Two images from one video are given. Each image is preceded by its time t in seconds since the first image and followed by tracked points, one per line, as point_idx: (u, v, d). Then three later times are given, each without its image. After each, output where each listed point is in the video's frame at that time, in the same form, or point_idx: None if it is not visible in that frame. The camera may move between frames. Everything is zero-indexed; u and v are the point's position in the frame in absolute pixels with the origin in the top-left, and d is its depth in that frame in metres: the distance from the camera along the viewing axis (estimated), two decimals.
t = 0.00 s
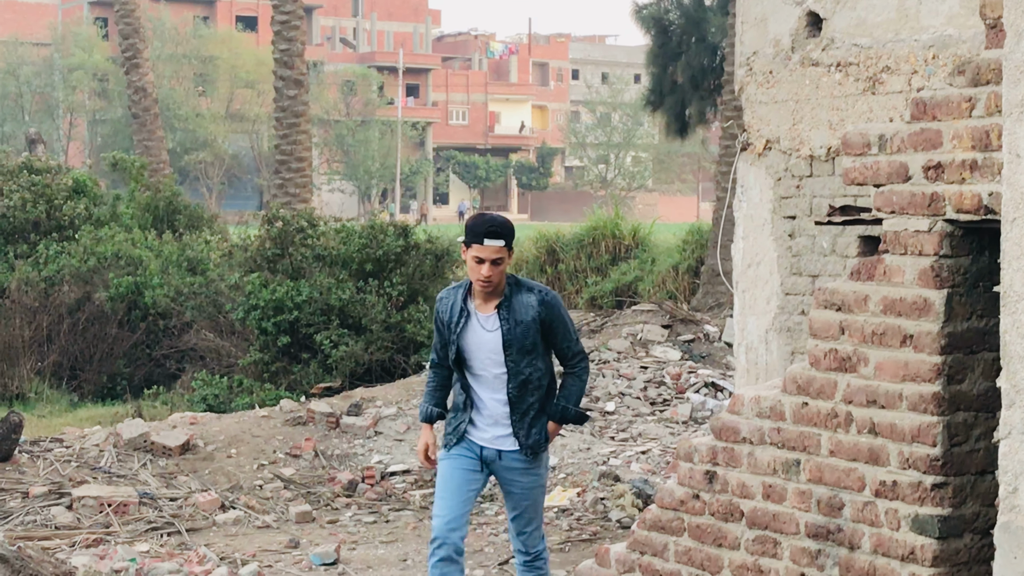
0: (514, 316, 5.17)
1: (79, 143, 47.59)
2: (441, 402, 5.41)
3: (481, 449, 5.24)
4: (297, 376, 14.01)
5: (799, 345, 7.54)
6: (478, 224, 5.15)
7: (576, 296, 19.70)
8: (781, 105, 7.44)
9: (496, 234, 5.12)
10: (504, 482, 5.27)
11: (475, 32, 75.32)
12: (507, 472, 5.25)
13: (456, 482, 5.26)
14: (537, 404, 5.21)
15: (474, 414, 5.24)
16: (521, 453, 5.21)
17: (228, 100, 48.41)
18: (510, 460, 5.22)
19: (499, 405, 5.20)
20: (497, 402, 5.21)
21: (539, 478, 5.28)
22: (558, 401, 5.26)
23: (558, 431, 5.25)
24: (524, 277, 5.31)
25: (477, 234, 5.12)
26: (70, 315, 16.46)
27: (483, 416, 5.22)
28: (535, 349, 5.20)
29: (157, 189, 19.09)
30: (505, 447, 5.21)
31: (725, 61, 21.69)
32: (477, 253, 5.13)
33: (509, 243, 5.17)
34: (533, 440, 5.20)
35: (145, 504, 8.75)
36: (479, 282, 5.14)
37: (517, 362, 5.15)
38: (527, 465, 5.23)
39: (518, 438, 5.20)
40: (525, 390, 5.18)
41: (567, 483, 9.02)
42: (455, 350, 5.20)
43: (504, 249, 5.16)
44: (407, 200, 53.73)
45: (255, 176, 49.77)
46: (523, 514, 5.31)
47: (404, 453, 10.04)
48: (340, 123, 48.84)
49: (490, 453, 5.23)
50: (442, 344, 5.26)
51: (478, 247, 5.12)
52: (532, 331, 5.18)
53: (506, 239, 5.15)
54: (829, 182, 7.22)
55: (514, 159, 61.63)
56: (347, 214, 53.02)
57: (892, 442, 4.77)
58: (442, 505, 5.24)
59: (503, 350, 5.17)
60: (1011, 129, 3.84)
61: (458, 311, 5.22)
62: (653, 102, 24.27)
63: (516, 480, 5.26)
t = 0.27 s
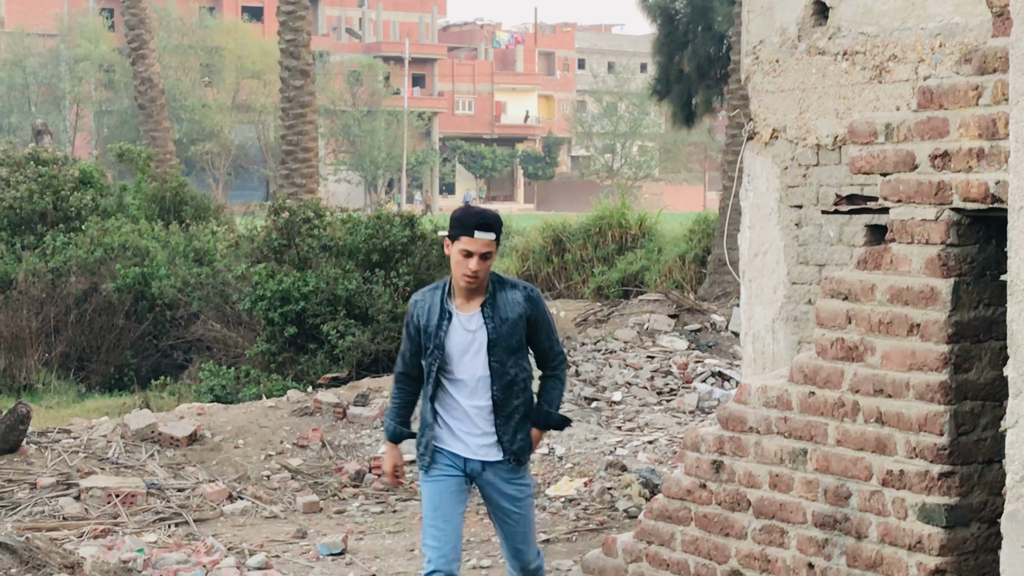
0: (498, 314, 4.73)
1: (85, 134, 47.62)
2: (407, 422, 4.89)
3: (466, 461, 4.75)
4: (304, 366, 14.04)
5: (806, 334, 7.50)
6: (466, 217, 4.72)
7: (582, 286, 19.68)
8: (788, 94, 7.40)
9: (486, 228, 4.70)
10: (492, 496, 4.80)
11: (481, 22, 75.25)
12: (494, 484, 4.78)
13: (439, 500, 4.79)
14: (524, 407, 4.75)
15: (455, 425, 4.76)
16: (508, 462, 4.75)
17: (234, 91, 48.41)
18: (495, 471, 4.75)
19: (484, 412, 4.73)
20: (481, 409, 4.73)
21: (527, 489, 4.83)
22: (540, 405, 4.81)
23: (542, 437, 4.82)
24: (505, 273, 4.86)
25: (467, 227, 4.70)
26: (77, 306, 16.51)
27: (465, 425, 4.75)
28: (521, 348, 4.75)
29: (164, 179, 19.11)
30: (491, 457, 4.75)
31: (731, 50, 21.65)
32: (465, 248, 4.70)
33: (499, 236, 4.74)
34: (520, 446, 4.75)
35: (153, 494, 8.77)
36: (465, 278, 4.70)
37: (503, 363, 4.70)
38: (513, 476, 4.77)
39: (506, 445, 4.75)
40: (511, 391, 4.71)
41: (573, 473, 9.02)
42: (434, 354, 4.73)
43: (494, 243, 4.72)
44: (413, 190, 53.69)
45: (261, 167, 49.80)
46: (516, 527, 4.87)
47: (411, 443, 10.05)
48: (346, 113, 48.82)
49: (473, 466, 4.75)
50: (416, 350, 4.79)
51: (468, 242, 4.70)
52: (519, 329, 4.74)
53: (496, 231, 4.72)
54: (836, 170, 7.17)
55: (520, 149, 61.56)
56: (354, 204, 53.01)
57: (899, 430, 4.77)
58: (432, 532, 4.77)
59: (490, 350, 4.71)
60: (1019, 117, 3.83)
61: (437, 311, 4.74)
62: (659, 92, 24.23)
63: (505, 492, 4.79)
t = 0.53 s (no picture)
0: (504, 295, 4.62)
1: (96, 131, 47.73)
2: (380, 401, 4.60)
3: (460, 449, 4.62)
4: (314, 362, 14.01)
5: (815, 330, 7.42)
6: (484, 196, 4.55)
7: (591, 282, 19.69)
8: (798, 90, 7.39)
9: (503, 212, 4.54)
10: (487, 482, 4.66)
11: (490, 18, 75.22)
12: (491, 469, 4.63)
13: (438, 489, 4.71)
14: (525, 388, 4.65)
15: (450, 408, 4.61)
16: (508, 448, 4.62)
17: (244, 87, 48.47)
18: (493, 458, 4.62)
19: (482, 397, 4.60)
20: (479, 395, 4.60)
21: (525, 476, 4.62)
22: (537, 386, 4.74)
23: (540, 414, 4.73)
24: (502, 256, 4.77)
25: (485, 206, 4.52)
26: (89, 303, 16.57)
27: (462, 410, 4.60)
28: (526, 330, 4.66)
29: (174, 176, 19.16)
30: (489, 444, 4.61)
31: (740, 46, 21.62)
32: (482, 227, 4.52)
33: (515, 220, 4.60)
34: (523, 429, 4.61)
35: (164, 490, 8.80)
36: (476, 260, 4.54)
37: (514, 345, 4.60)
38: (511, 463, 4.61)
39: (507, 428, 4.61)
40: (518, 375, 4.60)
41: (583, 469, 9.04)
42: (432, 335, 4.56)
43: (510, 226, 4.58)
44: (423, 186, 53.72)
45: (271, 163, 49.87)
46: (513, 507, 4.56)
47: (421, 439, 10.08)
48: (355, 109, 48.84)
49: (472, 452, 4.62)
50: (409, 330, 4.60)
51: (486, 221, 4.52)
52: (524, 310, 4.64)
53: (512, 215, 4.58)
54: (846, 166, 7.12)
55: (529, 145, 61.54)
56: (363, 200, 53.06)
57: (909, 426, 4.77)
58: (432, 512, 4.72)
59: (495, 332, 4.60)
60: None
61: (438, 291, 4.58)
62: (668, 87, 24.21)
63: (501, 476, 4.61)
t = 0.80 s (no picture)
0: (523, 309, 4.53)
1: (102, 130, 47.78)
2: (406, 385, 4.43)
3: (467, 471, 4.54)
4: (321, 362, 14.03)
5: (822, 330, 7.40)
6: (511, 201, 4.49)
7: (598, 281, 19.68)
8: (804, 89, 7.36)
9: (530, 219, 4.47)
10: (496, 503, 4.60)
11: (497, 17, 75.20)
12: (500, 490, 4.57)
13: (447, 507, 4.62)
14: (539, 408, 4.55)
15: (461, 423, 4.52)
16: (520, 469, 4.54)
17: (251, 87, 48.51)
18: (505, 478, 4.54)
19: (496, 414, 4.51)
20: (493, 411, 4.51)
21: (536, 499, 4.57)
22: (552, 407, 4.63)
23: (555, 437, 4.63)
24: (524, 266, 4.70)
25: (512, 211, 4.45)
26: (96, 301, 16.54)
27: (475, 426, 4.51)
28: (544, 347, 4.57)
29: (181, 175, 19.19)
30: (501, 464, 4.52)
31: (747, 45, 21.58)
32: (509, 232, 4.46)
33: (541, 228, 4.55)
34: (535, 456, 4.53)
35: (170, 490, 8.81)
36: (499, 267, 4.47)
37: (530, 362, 4.51)
38: (523, 485, 4.55)
39: (519, 450, 4.53)
40: (533, 394, 4.51)
41: (589, 469, 9.03)
42: (448, 344, 4.47)
43: (536, 234, 4.52)
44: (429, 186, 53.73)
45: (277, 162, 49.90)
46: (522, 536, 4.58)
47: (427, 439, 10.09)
48: (361, 109, 48.85)
49: (482, 471, 4.53)
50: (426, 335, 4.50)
51: (512, 226, 4.45)
52: (543, 326, 4.55)
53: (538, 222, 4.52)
54: (853, 166, 7.08)
55: (535, 144, 61.52)
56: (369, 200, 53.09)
57: (916, 426, 4.76)
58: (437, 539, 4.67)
59: (512, 348, 4.51)
60: None
61: (458, 298, 4.49)
62: (675, 87, 24.20)
63: (509, 500, 4.56)
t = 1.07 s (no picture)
0: (543, 292, 4.33)
1: (103, 129, 47.78)
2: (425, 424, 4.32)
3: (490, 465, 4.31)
4: (320, 360, 14.06)
5: (821, 328, 7.41)
6: (523, 182, 4.26)
7: (598, 280, 19.69)
8: (804, 88, 7.35)
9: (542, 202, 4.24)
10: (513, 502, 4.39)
11: (497, 16, 75.22)
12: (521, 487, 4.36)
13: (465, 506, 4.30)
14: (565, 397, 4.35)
15: (484, 414, 4.32)
16: (544, 464, 4.34)
17: (251, 85, 48.52)
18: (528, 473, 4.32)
19: (519, 404, 4.29)
20: (515, 401, 4.29)
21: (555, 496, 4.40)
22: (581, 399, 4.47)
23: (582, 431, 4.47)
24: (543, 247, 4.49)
25: (522, 195, 4.22)
26: (95, 300, 16.52)
27: (496, 418, 4.30)
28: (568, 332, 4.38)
29: (180, 174, 19.20)
30: (524, 458, 4.31)
31: (747, 45, 21.58)
32: (519, 217, 4.24)
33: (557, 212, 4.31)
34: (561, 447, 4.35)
35: (169, 488, 8.81)
36: (511, 252, 4.26)
37: (553, 347, 4.31)
38: (544, 482, 4.36)
39: (544, 442, 4.33)
40: (560, 382, 4.31)
41: (589, 467, 9.03)
42: (466, 332, 4.26)
43: (551, 218, 4.28)
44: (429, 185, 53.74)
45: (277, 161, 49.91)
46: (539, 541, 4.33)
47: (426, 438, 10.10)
48: (362, 107, 48.86)
49: (506, 466, 4.30)
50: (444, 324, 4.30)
51: (523, 211, 4.23)
52: (566, 310, 4.36)
53: (553, 206, 4.28)
54: (852, 165, 7.08)
55: (536, 143, 61.52)
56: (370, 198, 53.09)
57: (914, 425, 4.76)
58: (449, 548, 4.27)
59: (534, 332, 4.31)
60: None
61: (473, 284, 4.29)
62: (675, 86, 24.20)
63: (531, 499, 4.37)
